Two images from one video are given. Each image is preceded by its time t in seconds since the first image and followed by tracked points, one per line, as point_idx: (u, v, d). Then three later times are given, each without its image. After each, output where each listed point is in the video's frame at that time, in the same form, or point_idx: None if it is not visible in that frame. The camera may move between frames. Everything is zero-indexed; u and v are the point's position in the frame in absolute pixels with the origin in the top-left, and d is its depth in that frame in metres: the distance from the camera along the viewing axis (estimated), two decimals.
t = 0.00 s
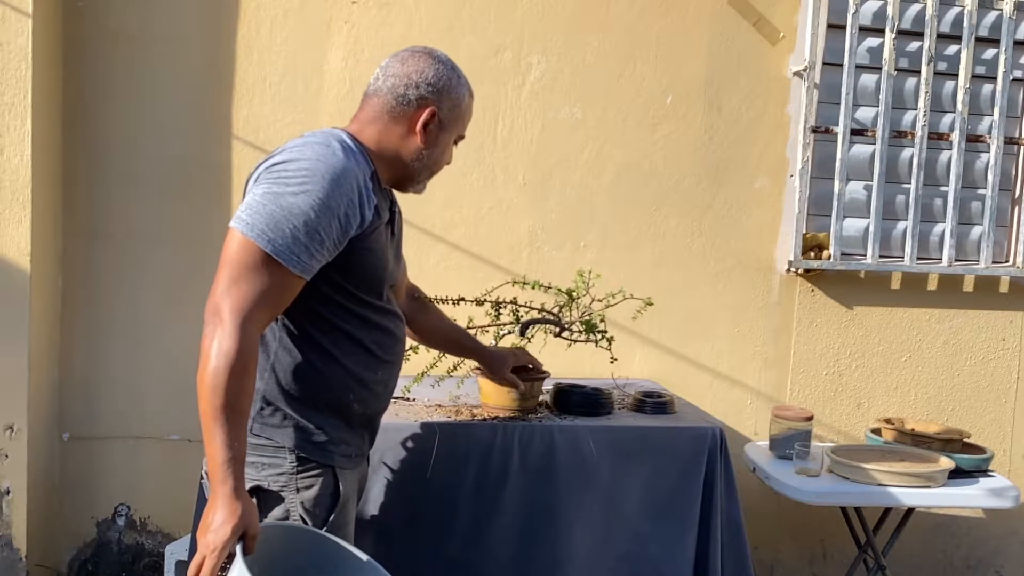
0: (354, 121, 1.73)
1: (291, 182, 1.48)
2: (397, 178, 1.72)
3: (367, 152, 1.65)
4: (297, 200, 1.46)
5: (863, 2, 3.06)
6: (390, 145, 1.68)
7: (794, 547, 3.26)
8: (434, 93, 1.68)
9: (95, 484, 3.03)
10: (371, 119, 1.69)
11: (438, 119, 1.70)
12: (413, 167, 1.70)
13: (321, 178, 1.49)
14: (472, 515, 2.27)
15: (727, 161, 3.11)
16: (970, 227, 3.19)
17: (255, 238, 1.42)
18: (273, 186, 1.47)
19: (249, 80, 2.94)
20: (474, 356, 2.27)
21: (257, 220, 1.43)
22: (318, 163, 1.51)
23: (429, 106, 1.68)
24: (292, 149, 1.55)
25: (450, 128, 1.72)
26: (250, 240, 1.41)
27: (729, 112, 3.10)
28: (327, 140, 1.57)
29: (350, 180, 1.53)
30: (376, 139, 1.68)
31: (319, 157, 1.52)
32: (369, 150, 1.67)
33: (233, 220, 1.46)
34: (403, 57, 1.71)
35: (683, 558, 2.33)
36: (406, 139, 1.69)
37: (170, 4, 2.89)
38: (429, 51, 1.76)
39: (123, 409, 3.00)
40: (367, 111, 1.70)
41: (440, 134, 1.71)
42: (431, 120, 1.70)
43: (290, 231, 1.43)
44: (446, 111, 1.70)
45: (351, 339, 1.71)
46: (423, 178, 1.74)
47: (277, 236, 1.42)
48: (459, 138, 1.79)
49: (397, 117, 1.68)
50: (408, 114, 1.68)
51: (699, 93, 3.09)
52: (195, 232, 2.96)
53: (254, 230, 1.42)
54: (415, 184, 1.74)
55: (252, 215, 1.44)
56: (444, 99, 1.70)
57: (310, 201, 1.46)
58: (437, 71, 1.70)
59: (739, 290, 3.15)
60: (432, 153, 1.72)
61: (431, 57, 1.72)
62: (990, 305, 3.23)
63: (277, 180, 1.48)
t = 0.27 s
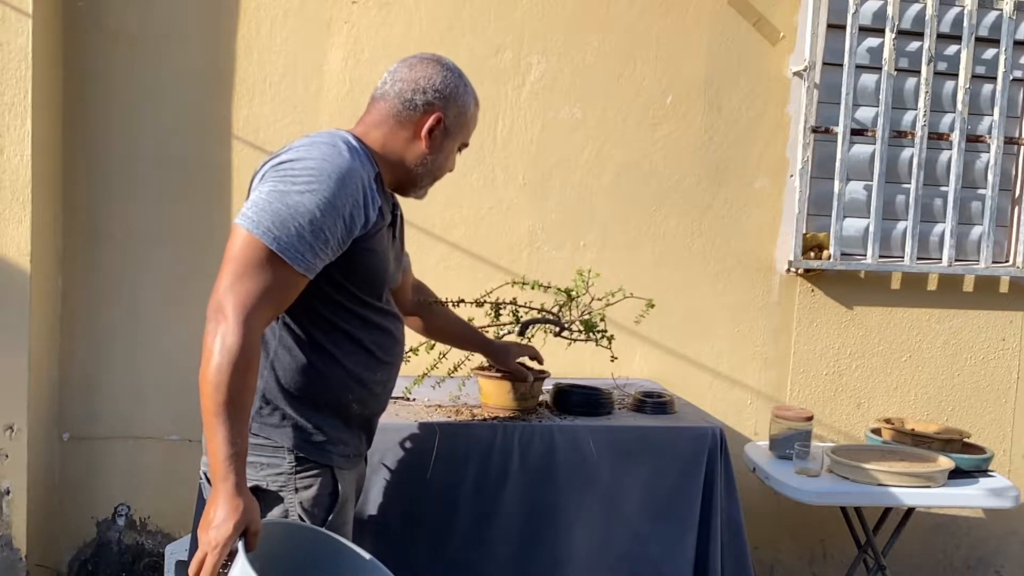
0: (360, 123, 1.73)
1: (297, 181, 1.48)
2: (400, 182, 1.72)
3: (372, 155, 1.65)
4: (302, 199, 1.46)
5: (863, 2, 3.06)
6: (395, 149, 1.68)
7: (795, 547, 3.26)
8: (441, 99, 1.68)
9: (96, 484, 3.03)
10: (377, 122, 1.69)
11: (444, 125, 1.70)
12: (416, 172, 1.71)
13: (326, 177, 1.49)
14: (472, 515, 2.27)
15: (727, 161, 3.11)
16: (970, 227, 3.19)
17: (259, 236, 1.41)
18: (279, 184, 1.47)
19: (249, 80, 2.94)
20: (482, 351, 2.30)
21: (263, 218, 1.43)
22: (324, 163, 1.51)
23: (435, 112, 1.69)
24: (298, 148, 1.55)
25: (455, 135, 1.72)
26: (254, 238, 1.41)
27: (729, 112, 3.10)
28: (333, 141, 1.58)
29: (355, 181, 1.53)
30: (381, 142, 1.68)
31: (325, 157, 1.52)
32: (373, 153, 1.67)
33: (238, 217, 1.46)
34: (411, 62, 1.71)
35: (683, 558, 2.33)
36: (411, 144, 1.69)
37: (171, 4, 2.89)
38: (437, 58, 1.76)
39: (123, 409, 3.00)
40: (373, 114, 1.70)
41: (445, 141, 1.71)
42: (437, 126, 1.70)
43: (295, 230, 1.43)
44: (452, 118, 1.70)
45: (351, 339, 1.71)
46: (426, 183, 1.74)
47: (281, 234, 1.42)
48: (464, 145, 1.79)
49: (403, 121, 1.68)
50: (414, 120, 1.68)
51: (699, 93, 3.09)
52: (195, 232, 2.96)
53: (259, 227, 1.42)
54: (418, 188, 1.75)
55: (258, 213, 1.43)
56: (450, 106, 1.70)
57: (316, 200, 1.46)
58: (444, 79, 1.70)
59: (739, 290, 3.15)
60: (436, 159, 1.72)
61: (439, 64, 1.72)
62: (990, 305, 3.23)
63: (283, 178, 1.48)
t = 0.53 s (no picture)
0: (366, 126, 1.73)
1: (303, 180, 1.48)
2: (404, 185, 1.72)
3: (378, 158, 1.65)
4: (308, 197, 1.46)
5: (863, 2, 3.06)
6: (401, 152, 1.68)
7: (794, 548, 3.26)
8: (447, 104, 1.69)
9: (95, 484, 3.03)
10: (383, 126, 1.69)
11: (449, 130, 1.70)
12: (420, 176, 1.71)
13: (332, 176, 1.49)
14: (472, 515, 2.27)
15: (727, 161, 3.11)
16: (970, 227, 3.19)
17: (265, 233, 1.41)
18: (285, 182, 1.48)
19: (249, 80, 2.94)
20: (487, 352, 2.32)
21: (268, 215, 1.43)
22: (330, 163, 1.51)
23: (442, 117, 1.69)
24: (303, 148, 1.56)
25: (460, 139, 1.73)
26: (260, 235, 1.41)
27: (729, 112, 3.10)
28: (339, 141, 1.58)
29: (360, 181, 1.53)
30: (387, 146, 1.68)
31: (331, 157, 1.53)
32: (379, 156, 1.67)
33: (244, 214, 1.46)
34: (418, 67, 1.71)
35: (683, 559, 2.33)
36: (416, 148, 1.69)
37: (171, 4, 2.89)
38: (443, 62, 1.76)
39: (122, 409, 3.00)
40: (379, 117, 1.70)
41: (450, 145, 1.72)
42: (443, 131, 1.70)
43: (301, 228, 1.43)
44: (458, 123, 1.71)
45: (352, 340, 1.71)
46: (430, 186, 1.74)
47: (287, 232, 1.42)
48: (467, 149, 1.79)
49: (409, 126, 1.68)
50: (420, 124, 1.68)
51: (699, 93, 3.09)
52: (195, 232, 2.97)
53: (265, 225, 1.42)
54: (422, 192, 1.75)
55: (263, 210, 1.43)
56: (456, 110, 1.70)
57: (321, 199, 1.46)
58: (451, 84, 1.70)
59: (739, 290, 3.15)
60: (441, 163, 1.72)
61: (445, 69, 1.72)
62: (990, 305, 3.23)
63: (289, 177, 1.49)
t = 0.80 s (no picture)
0: (369, 129, 1.73)
1: (308, 178, 1.48)
2: (409, 187, 1.72)
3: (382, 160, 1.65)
4: (313, 195, 1.46)
5: (863, 2, 3.06)
6: (404, 154, 1.69)
7: (795, 548, 3.26)
8: (451, 106, 1.69)
9: (95, 484, 3.03)
10: (386, 128, 1.69)
11: (453, 132, 1.70)
12: (425, 178, 1.71)
13: (337, 175, 1.49)
14: (472, 515, 2.27)
15: (727, 161, 3.11)
16: (970, 227, 3.19)
17: (270, 230, 1.41)
18: (290, 180, 1.48)
19: (249, 80, 2.94)
20: (487, 351, 2.37)
21: (273, 212, 1.43)
22: (335, 161, 1.52)
23: (445, 119, 1.69)
24: (308, 147, 1.56)
25: (463, 141, 1.73)
26: (264, 232, 1.41)
27: (729, 112, 3.10)
28: (345, 141, 1.58)
29: (364, 180, 1.54)
30: (392, 148, 1.68)
31: (336, 156, 1.53)
32: (384, 158, 1.67)
33: (248, 211, 1.46)
34: (421, 69, 1.72)
35: (683, 559, 2.33)
36: (421, 150, 1.69)
37: (171, 4, 2.89)
38: (447, 65, 1.77)
39: (122, 409, 3.00)
40: (382, 119, 1.70)
41: (454, 147, 1.72)
42: (446, 133, 1.70)
43: (305, 225, 1.43)
44: (462, 125, 1.71)
45: (353, 340, 1.71)
46: (434, 188, 1.75)
47: (292, 229, 1.42)
48: (471, 150, 1.80)
49: (413, 128, 1.68)
50: (425, 126, 1.68)
51: (699, 93, 3.09)
52: (195, 232, 2.97)
53: (270, 222, 1.42)
54: (426, 194, 1.75)
55: (268, 207, 1.44)
56: (460, 112, 1.70)
57: (326, 197, 1.47)
58: (455, 85, 1.70)
59: (739, 290, 3.15)
60: (445, 165, 1.72)
61: (449, 70, 1.72)
62: (990, 305, 3.23)
63: (294, 175, 1.49)
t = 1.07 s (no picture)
0: (371, 130, 1.72)
1: (313, 180, 1.48)
2: (411, 188, 1.72)
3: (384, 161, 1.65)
4: (318, 198, 1.46)
5: (863, 2, 3.06)
6: (407, 155, 1.68)
7: (794, 548, 3.26)
8: (453, 107, 1.69)
9: (95, 484, 3.03)
10: (388, 129, 1.69)
11: (455, 133, 1.70)
12: (427, 179, 1.71)
13: (342, 177, 1.49)
14: (473, 515, 2.27)
15: (727, 161, 3.11)
16: (970, 227, 3.19)
17: (275, 232, 1.41)
18: (295, 183, 1.48)
19: (249, 80, 2.94)
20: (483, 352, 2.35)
21: (279, 215, 1.43)
22: (340, 164, 1.52)
23: (447, 120, 1.69)
24: (313, 149, 1.56)
25: (466, 142, 1.73)
26: (270, 235, 1.41)
27: (729, 112, 3.10)
28: (349, 143, 1.58)
29: (369, 182, 1.54)
30: (394, 149, 1.68)
31: (341, 158, 1.53)
32: (386, 159, 1.67)
33: (253, 214, 1.46)
34: (423, 70, 1.72)
35: (683, 558, 2.33)
36: (423, 151, 1.69)
37: (171, 4, 2.89)
38: (448, 66, 1.77)
39: (122, 409, 3.00)
40: (384, 120, 1.70)
41: (456, 148, 1.72)
42: (448, 134, 1.70)
43: (311, 228, 1.44)
44: (464, 126, 1.71)
45: (357, 340, 1.71)
46: (436, 189, 1.75)
47: (297, 232, 1.42)
48: (472, 151, 1.80)
49: (416, 129, 1.68)
50: (427, 127, 1.68)
51: (699, 93, 3.09)
52: (195, 232, 2.96)
53: (275, 224, 1.42)
54: (429, 195, 1.75)
55: (274, 210, 1.44)
56: (462, 113, 1.71)
57: (332, 200, 1.47)
58: (457, 87, 1.70)
59: (739, 290, 3.15)
60: (447, 166, 1.73)
61: (450, 72, 1.73)
62: (990, 305, 3.23)
63: (299, 177, 1.49)
